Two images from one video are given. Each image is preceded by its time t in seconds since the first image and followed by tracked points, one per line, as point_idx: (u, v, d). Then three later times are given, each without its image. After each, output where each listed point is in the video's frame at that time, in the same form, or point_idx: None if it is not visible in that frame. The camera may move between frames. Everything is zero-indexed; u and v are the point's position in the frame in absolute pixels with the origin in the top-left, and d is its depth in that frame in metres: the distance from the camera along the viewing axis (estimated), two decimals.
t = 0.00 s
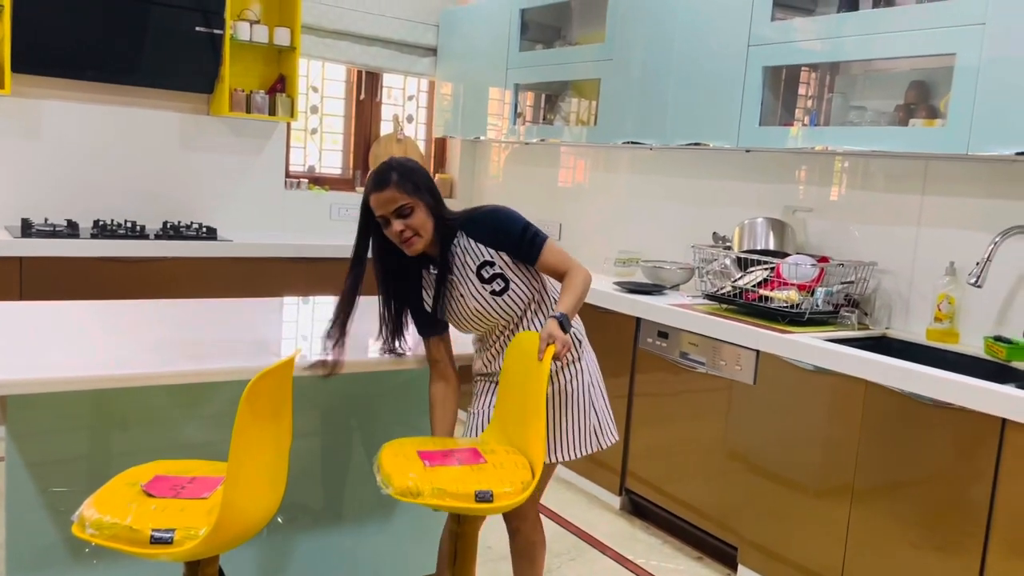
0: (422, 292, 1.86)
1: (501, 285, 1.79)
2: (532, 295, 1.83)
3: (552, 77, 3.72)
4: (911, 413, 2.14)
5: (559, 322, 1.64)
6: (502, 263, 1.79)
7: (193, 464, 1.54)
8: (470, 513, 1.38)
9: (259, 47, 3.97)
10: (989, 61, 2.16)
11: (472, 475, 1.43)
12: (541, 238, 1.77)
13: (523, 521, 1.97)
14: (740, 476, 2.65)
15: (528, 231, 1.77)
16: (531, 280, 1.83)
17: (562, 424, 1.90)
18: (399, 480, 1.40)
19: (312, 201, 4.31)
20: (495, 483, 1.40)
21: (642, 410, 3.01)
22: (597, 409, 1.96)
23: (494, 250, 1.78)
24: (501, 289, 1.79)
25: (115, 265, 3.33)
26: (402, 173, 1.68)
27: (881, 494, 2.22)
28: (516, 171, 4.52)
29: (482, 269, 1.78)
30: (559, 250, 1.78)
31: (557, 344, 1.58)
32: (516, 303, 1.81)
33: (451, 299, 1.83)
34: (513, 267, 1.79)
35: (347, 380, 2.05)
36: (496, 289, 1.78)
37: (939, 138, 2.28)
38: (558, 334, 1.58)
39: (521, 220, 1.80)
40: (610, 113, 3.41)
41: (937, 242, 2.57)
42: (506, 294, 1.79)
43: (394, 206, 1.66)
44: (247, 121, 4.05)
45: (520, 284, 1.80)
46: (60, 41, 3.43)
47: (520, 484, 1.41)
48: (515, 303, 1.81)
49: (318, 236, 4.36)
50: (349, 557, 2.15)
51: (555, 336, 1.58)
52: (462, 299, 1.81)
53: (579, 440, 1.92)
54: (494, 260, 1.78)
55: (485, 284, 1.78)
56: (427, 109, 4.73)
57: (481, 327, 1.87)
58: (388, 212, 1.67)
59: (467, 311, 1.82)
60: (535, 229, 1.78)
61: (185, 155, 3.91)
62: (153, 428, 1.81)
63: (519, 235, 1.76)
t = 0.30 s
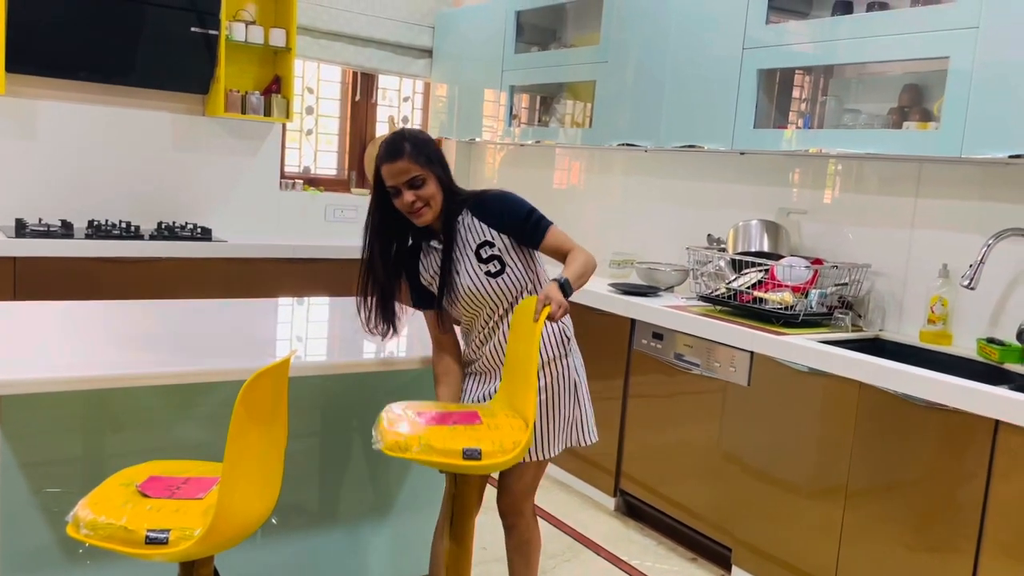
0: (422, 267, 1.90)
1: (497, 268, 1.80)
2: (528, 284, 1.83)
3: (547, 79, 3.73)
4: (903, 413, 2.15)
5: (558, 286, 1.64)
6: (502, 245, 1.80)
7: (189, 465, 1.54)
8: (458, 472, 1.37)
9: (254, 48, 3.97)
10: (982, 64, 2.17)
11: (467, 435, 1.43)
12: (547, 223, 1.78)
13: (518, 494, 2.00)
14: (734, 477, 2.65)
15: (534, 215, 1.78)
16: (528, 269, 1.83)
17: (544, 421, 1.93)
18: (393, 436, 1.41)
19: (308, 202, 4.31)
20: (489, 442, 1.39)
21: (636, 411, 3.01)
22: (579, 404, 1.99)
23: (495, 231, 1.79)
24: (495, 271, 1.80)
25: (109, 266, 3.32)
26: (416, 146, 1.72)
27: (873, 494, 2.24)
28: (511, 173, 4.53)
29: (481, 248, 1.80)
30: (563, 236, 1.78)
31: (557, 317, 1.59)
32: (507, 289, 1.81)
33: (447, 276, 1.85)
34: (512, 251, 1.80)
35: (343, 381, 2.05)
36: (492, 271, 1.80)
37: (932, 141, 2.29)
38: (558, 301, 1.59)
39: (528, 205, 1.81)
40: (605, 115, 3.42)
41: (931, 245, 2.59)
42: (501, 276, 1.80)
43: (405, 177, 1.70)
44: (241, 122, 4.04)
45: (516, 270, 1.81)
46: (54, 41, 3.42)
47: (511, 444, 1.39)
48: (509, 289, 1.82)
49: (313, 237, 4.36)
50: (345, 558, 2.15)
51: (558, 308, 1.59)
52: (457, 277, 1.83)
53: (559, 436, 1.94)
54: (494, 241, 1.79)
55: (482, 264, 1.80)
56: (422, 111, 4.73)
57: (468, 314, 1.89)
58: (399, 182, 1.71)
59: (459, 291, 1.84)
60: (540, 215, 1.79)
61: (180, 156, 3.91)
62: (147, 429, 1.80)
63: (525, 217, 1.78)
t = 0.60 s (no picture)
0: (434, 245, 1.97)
1: (506, 253, 1.87)
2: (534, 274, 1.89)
3: (544, 78, 3.73)
4: (898, 413, 2.16)
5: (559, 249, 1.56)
6: (514, 231, 1.87)
7: (186, 464, 1.54)
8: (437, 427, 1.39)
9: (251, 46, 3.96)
10: (979, 66, 2.18)
11: (454, 396, 1.43)
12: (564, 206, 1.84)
13: (518, 490, 2.01)
14: (729, 476, 2.66)
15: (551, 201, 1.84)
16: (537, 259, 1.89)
17: (547, 420, 1.93)
18: (384, 390, 1.45)
19: (304, 201, 4.30)
20: (466, 403, 1.38)
21: (631, 411, 3.02)
22: (576, 403, 2.01)
23: (510, 217, 1.86)
24: (505, 255, 1.87)
25: (105, 265, 3.31)
26: (449, 120, 1.81)
27: (869, 495, 2.24)
28: (508, 172, 4.53)
29: (494, 232, 1.87)
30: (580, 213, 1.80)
31: (552, 279, 1.51)
32: (514, 274, 1.88)
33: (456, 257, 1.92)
34: (523, 239, 1.87)
35: (339, 381, 2.05)
36: (501, 255, 1.87)
37: (929, 143, 2.29)
38: (554, 261, 1.50)
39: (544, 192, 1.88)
40: (602, 114, 3.43)
41: (927, 246, 2.59)
42: (510, 262, 1.87)
43: (438, 144, 1.78)
44: (238, 120, 4.03)
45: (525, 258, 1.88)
46: (50, 40, 3.41)
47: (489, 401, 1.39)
48: (515, 275, 1.88)
49: (310, 236, 4.35)
50: (341, 558, 2.15)
51: (555, 272, 1.51)
52: (465, 257, 1.90)
53: (558, 435, 1.96)
54: (507, 226, 1.87)
55: (492, 247, 1.87)
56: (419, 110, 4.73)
57: (471, 298, 1.96)
58: (431, 148, 1.78)
59: (466, 271, 1.91)
60: (554, 200, 1.84)
61: (176, 155, 3.90)
62: (143, 429, 1.80)
63: (542, 199, 1.83)
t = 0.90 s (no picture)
0: (447, 232, 2.00)
1: (515, 245, 1.90)
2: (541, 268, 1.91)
3: (543, 77, 3.73)
4: (895, 412, 2.16)
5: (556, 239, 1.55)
6: (526, 225, 1.91)
7: (184, 461, 1.54)
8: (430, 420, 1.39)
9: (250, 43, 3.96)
10: (977, 65, 2.18)
11: (449, 387, 1.43)
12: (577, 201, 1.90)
13: (518, 486, 2.01)
14: (728, 475, 2.66)
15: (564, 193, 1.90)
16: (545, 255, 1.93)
17: (548, 418, 1.93)
18: (383, 381, 1.46)
19: (303, 199, 4.30)
20: (459, 395, 1.38)
21: (629, 410, 3.02)
22: (577, 403, 2.01)
23: (523, 210, 1.90)
24: (514, 246, 1.90)
25: (102, 262, 3.31)
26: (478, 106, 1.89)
27: (868, 494, 2.24)
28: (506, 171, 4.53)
29: (505, 224, 1.91)
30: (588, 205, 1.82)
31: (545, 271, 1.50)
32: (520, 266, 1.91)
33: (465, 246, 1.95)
34: (533, 233, 1.90)
35: (338, 378, 2.05)
36: (510, 247, 1.90)
37: (927, 142, 2.29)
38: (547, 252, 1.50)
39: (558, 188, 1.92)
40: (601, 113, 3.42)
41: (925, 245, 2.60)
42: (518, 254, 1.90)
43: (467, 124, 1.86)
44: (236, 118, 4.02)
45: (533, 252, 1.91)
46: (49, 36, 3.40)
47: (482, 397, 1.37)
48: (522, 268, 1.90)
49: (308, 234, 4.35)
50: (339, 556, 2.15)
51: (548, 263, 1.50)
52: (474, 247, 1.92)
53: (557, 434, 1.96)
54: (519, 219, 1.90)
55: (502, 238, 1.90)
56: (418, 108, 4.72)
57: (475, 289, 1.98)
58: (459, 127, 1.86)
59: (473, 261, 1.93)
60: (566, 194, 1.87)
61: (174, 152, 3.89)
62: (141, 427, 1.80)
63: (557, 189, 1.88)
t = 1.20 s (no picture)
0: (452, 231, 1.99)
1: (521, 243, 1.91)
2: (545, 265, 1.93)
3: (544, 74, 3.73)
4: (894, 411, 2.17)
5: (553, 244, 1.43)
6: (529, 222, 1.92)
7: (183, 458, 1.54)
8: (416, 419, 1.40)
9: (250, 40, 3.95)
10: (978, 64, 2.18)
11: (434, 386, 1.43)
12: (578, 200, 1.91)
13: (522, 486, 2.01)
14: (728, 473, 2.66)
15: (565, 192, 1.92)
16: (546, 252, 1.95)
17: (546, 416, 1.93)
18: (381, 385, 1.46)
19: (303, 195, 4.30)
20: (444, 398, 1.36)
21: (629, 407, 3.02)
22: (575, 403, 2.01)
23: (526, 208, 1.92)
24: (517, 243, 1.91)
25: (100, 258, 3.30)
26: (484, 104, 1.88)
27: (868, 493, 2.24)
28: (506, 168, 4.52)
29: (510, 222, 1.92)
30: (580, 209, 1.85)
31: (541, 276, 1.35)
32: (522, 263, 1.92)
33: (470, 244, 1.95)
34: (537, 231, 1.92)
35: (337, 376, 2.05)
36: (516, 245, 1.91)
37: (927, 140, 2.29)
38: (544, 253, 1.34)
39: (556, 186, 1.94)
40: (601, 111, 3.42)
41: (925, 244, 2.59)
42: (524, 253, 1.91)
43: (473, 122, 1.84)
44: (235, 114, 4.02)
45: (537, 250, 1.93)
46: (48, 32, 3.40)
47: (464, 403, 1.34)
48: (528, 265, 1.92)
49: (307, 231, 4.34)
50: (338, 553, 2.15)
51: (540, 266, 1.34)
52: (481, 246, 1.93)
53: (557, 433, 1.96)
54: (523, 217, 1.92)
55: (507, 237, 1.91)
56: (418, 105, 4.71)
57: (480, 288, 1.99)
58: (466, 125, 1.84)
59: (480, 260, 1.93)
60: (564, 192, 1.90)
61: (173, 149, 3.89)
62: (141, 424, 1.80)
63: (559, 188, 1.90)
